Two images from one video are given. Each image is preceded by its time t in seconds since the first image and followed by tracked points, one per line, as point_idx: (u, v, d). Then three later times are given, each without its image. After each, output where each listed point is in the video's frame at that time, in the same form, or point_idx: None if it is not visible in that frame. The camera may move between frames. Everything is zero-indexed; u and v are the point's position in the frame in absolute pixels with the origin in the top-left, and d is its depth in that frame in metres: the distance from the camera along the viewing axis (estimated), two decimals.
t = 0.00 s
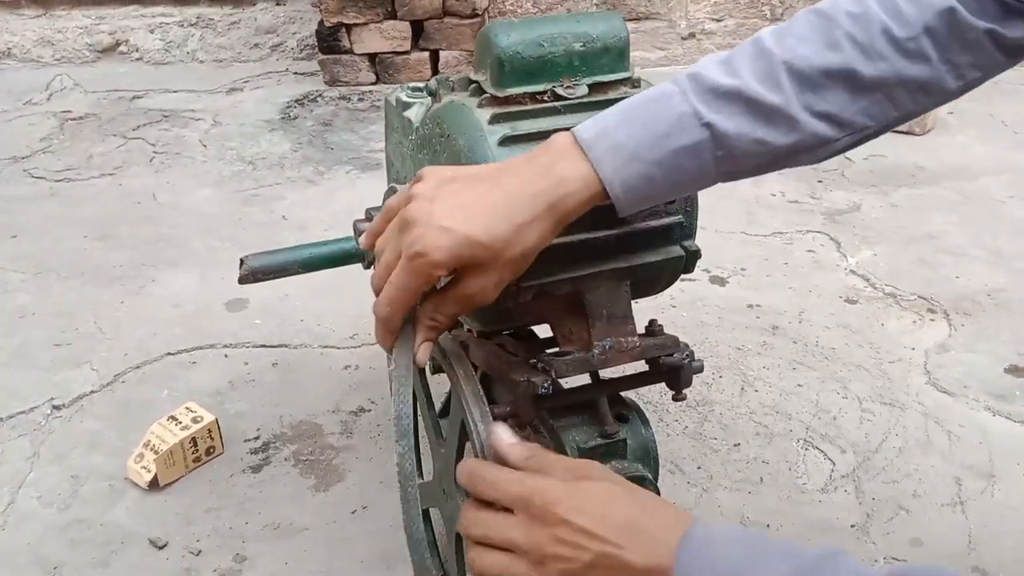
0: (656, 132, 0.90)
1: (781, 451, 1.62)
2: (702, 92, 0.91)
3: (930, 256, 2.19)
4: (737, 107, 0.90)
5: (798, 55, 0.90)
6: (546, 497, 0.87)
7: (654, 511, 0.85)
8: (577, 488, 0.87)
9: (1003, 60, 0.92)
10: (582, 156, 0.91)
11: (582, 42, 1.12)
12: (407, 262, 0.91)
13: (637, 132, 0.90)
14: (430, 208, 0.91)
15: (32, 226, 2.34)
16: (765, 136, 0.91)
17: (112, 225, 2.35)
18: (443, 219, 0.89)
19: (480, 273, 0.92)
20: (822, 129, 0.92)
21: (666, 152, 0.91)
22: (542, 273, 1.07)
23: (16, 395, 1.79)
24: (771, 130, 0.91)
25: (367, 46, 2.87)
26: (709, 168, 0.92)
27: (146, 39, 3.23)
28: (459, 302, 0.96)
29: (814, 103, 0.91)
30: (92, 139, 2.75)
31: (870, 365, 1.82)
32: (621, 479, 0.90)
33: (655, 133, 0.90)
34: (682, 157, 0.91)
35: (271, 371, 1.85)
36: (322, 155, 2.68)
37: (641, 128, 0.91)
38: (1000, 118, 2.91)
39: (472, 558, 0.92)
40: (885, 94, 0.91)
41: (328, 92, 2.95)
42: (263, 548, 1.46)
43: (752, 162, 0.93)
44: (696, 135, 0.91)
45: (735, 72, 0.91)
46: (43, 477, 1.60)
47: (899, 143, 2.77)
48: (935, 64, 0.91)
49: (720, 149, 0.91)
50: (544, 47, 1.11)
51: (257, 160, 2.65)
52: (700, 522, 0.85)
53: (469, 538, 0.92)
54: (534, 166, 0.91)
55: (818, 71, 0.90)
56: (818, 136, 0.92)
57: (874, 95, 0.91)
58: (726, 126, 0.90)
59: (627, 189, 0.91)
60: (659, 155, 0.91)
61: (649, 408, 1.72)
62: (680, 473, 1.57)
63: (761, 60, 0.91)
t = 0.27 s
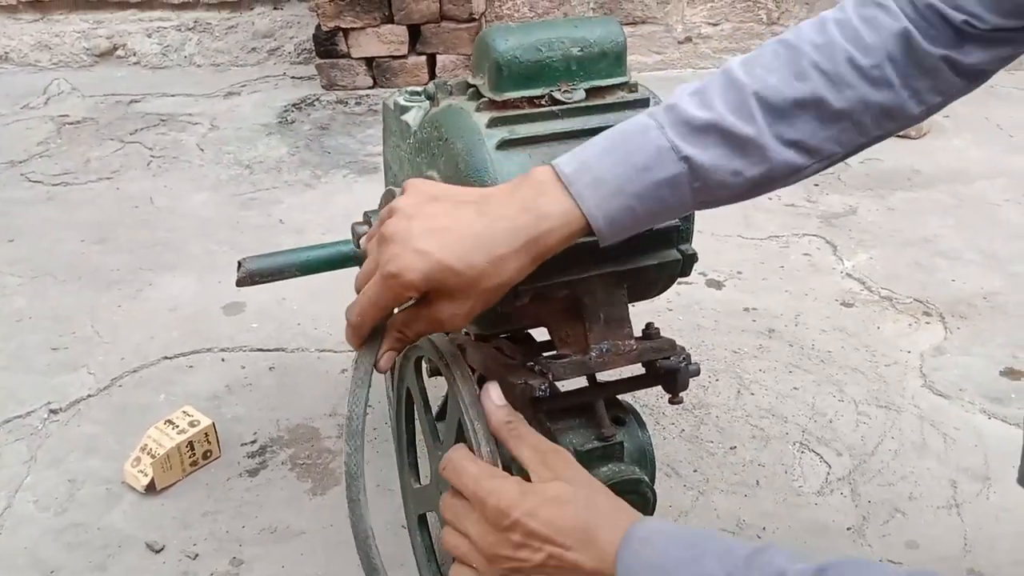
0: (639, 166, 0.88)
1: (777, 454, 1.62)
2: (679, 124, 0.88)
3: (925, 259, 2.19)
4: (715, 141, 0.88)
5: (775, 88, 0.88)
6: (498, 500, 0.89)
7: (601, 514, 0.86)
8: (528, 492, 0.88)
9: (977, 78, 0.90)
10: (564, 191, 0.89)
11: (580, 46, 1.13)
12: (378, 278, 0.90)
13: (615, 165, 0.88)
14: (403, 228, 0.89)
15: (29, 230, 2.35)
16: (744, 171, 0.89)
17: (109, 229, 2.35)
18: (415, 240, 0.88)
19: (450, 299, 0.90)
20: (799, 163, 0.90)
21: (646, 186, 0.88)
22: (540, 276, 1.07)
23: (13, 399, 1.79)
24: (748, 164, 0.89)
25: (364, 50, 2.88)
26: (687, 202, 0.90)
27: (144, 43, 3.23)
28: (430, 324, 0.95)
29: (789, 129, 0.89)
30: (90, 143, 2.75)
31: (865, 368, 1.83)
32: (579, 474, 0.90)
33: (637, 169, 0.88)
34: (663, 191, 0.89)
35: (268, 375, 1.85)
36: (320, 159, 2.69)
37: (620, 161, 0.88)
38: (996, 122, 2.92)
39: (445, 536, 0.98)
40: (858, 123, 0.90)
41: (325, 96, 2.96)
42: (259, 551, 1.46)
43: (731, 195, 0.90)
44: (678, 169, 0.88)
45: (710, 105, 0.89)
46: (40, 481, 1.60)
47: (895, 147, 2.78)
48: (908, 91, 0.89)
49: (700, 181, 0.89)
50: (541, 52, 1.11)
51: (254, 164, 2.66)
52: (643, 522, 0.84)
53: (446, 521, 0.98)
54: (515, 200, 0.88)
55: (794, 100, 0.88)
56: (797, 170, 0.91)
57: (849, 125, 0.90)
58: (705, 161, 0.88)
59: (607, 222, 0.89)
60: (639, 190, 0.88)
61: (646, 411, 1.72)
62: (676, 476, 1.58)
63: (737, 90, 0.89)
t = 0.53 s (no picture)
0: (597, 112, 0.86)
1: (774, 456, 1.62)
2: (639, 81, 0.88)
3: (923, 261, 2.20)
4: (671, 100, 0.88)
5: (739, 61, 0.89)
6: (497, 459, 0.89)
7: (597, 479, 0.85)
8: (527, 454, 0.88)
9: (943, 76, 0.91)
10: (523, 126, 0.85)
11: (607, 48, 1.08)
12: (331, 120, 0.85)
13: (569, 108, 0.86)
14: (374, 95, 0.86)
15: (27, 233, 2.35)
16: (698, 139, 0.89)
17: (108, 232, 2.36)
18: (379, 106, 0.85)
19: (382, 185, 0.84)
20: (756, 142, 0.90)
21: (599, 132, 0.86)
22: (558, 272, 1.07)
23: (12, 402, 1.79)
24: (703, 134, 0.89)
25: (362, 54, 2.87)
26: (637, 163, 0.89)
27: (142, 47, 3.21)
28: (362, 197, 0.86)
29: (748, 101, 0.89)
30: (88, 146, 2.75)
31: (863, 371, 1.83)
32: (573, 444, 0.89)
33: (594, 113, 0.86)
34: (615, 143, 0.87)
35: (267, 378, 1.85)
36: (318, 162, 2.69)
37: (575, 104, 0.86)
38: (992, 124, 2.92)
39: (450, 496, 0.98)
40: (817, 108, 0.90)
41: (324, 99, 2.96)
42: (257, 554, 1.46)
43: (683, 161, 0.90)
44: (631, 121, 0.87)
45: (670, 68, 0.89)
46: (38, 485, 1.60)
47: (892, 149, 2.78)
48: (870, 83, 0.90)
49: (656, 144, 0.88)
50: (568, 51, 1.06)
51: (253, 168, 2.66)
52: (632, 486, 0.84)
53: (453, 483, 0.98)
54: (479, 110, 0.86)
55: (754, 74, 0.89)
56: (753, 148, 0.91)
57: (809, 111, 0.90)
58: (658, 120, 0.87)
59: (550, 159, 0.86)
60: (591, 134, 0.86)
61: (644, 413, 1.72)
62: (673, 478, 1.58)
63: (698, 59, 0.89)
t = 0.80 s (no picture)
0: (513, 57, 0.77)
1: (770, 460, 1.63)
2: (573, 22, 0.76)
3: (919, 265, 2.20)
4: (607, 46, 0.76)
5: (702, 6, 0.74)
6: (470, 502, 0.90)
7: (571, 513, 0.84)
8: (502, 496, 0.88)
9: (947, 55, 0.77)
10: (429, 49, 0.80)
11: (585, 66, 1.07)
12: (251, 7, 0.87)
13: (482, 49, 0.78)
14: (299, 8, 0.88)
15: (25, 237, 2.35)
16: (630, 92, 0.78)
17: (104, 235, 2.36)
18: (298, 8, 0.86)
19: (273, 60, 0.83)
20: (696, 105, 0.79)
21: (513, 78, 0.78)
22: (526, 287, 1.09)
23: (9, 405, 1.79)
24: (636, 87, 0.77)
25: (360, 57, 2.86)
26: (555, 112, 0.79)
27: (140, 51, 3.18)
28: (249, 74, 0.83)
29: (698, 56, 0.76)
30: (86, 150, 2.76)
31: (859, 374, 1.84)
32: (547, 474, 0.89)
33: (509, 54, 0.77)
34: (532, 90, 0.78)
35: (263, 382, 1.85)
36: (315, 165, 2.69)
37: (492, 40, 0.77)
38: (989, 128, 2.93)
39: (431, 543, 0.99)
40: (778, 74, 0.77)
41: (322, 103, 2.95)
42: (253, 558, 1.47)
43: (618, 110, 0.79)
44: (549, 71, 0.77)
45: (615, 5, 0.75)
46: (34, 488, 1.61)
47: (888, 153, 2.79)
48: (848, 62, 0.77)
49: (578, 94, 0.78)
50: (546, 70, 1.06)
51: (250, 171, 2.66)
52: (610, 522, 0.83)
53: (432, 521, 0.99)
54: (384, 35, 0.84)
55: (713, 21, 0.75)
56: (693, 110, 0.79)
57: (768, 75, 0.77)
58: (581, 71, 0.77)
59: (457, 100, 0.80)
60: (498, 83, 0.78)
61: (640, 416, 1.72)
62: (670, 482, 1.58)
63: None
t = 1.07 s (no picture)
0: (456, 114, 0.74)
1: (771, 461, 1.63)
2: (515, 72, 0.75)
3: (919, 267, 2.20)
4: (558, 93, 0.75)
5: (654, 52, 0.76)
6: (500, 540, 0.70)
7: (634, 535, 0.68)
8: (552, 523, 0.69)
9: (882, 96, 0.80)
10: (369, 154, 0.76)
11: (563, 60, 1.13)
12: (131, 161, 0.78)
13: (420, 106, 0.74)
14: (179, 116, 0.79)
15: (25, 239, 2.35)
16: (582, 147, 0.77)
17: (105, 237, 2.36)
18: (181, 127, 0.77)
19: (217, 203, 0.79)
20: (650, 159, 0.79)
21: (458, 134, 0.74)
22: (515, 294, 1.10)
23: (9, 408, 1.79)
24: (588, 146, 0.77)
25: (362, 59, 2.84)
26: (500, 175, 0.76)
27: (139, 52, 3.18)
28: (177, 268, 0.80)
29: (651, 103, 0.77)
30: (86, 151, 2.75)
31: (860, 376, 1.84)
32: (547, 480, 0.74)
33: (451, 110, 0.74)
34: (479, 147, 0.75)
35: (263, 383, 1.85)
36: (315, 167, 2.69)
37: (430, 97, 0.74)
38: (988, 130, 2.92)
39: None
40: (732, 123, 0.79)
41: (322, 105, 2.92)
42: (253, 560, 1.47)
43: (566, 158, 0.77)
44: (492, 126, 0.75)
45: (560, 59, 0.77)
46: (34, 490, 1.61)
47: (888, 155, 2.79)
48: (803, 108, 0.80)
49: (528, 149, 0.76)
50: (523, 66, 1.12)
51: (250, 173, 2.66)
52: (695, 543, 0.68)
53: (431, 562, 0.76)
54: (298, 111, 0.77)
55: (666, 65, 0.76)
56: (646, 162, 0.79)
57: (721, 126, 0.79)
58: (528, 124, 0.75)
59: (395, 173, 0.75)
60: (439, 140, 0.74)
61: (640, 418, 1.72)
62: (669, 484, 1.58)
63: (602, 45, 0.77)
